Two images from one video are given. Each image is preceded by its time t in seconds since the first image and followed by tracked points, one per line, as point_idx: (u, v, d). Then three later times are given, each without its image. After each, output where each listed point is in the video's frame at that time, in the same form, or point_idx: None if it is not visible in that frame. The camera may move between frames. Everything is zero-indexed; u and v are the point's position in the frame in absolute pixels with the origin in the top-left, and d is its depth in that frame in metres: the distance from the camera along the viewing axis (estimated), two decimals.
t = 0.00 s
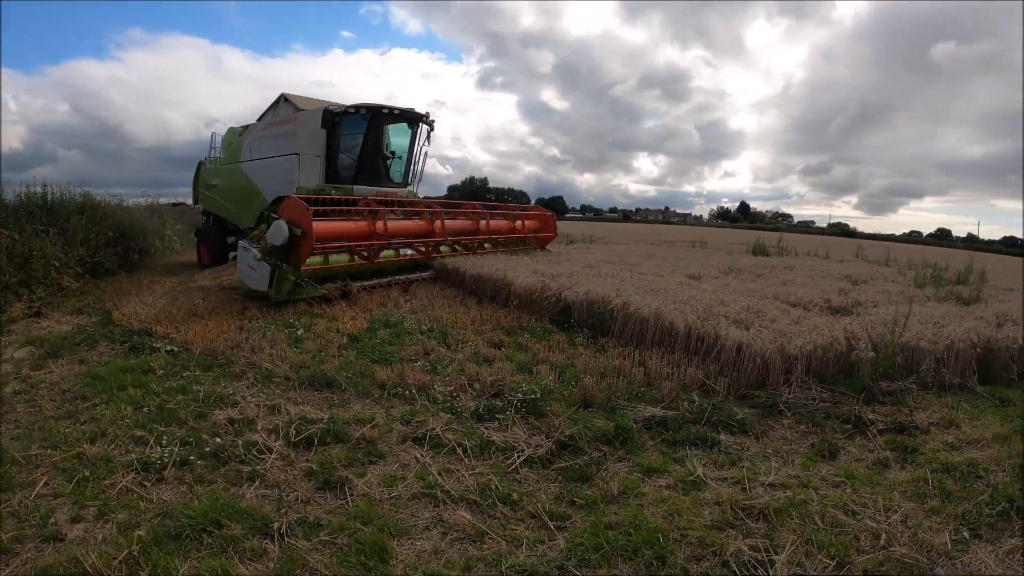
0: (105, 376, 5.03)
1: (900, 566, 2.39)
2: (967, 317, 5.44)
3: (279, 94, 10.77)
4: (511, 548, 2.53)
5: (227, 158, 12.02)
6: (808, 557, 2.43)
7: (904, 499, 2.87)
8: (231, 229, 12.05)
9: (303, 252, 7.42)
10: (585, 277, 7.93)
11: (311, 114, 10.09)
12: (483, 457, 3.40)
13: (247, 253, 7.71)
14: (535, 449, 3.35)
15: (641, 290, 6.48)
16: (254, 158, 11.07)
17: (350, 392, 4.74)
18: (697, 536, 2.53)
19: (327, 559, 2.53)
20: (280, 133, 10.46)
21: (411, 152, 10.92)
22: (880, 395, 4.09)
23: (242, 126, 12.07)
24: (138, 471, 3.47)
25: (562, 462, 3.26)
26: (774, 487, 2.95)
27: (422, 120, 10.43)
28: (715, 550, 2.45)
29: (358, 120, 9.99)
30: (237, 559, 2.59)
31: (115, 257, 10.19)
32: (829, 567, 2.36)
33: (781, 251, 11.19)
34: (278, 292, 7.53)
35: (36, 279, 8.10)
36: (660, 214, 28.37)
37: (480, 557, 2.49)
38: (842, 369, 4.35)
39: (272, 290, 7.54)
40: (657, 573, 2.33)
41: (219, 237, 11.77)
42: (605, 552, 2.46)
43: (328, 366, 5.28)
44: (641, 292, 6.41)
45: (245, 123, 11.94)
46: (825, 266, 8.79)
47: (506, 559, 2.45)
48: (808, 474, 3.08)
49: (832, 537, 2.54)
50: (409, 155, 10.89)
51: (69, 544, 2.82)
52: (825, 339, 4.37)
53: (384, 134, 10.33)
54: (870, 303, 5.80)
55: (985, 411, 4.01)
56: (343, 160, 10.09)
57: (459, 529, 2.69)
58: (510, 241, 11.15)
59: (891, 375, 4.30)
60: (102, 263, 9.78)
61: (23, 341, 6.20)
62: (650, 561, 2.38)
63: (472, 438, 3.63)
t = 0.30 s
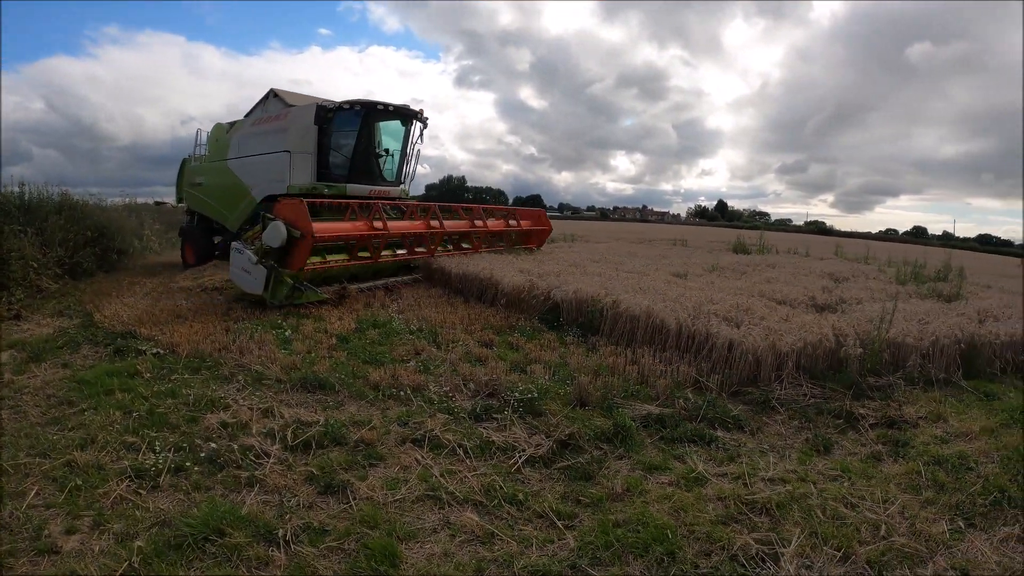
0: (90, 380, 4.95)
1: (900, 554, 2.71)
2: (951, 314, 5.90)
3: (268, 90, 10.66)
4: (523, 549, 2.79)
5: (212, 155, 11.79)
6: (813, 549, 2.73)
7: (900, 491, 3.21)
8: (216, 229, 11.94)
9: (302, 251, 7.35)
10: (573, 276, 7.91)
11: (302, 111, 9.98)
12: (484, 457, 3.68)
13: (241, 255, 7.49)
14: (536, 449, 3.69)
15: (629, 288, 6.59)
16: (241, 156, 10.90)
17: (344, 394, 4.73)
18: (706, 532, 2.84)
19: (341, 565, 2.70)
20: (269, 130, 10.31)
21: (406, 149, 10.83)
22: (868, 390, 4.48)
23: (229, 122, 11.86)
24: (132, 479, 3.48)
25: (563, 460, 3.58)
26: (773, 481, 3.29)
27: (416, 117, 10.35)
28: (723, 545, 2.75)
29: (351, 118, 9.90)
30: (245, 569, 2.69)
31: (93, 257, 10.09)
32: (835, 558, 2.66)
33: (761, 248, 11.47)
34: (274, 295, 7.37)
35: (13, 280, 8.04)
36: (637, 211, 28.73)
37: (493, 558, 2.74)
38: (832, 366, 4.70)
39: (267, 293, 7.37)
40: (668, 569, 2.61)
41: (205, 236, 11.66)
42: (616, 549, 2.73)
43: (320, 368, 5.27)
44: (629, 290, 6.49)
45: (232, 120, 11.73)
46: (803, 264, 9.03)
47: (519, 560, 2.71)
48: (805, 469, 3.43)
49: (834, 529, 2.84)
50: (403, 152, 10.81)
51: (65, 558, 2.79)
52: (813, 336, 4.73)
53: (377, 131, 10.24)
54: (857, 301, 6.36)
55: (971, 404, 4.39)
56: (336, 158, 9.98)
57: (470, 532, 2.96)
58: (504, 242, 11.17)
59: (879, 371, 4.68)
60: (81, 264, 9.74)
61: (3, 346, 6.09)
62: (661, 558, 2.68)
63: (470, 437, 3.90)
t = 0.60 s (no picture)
0: (76, 383, 4.91)
1: (893, 551, 2.74)
2: (938, 312, 6.04)
3: (262, 86, 10.53)
4: (517, 551, 2.79)
5: (203, 152, 11.63)
6: (807, 546, 2.76)
7: (891, 489, 3.26)
8: (207, 227, 11.84)
9: (300, 254, 7.16)
10: (561, 275, 7.84)
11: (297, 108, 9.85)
12: (476, 458, 3.68)
13: (236, 258, 7.26)
14: (529, 449, 3.69)
15: (617, 288, 6.61)
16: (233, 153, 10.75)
17: (334, 395, 4.69)
18: (699, 531, 2.86)
19: (335, 570, 2.70)
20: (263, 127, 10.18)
21: (403, 148, 10.75)
22: (856, 388, 4.55)
23: (220, 118, 11.69)
24: (120, 484, 3.48)
25: (556, 460, 3.59)
26: (765, 480, 3.33)
27: (414, 115, 10.28)
28: (717, 544, 2.77)
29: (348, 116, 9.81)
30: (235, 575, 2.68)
31: (77, 257, 10.08)
32: (827, 555, 2.70)
33: (747, 247, 11.57)
34: (271, 299, 7.14)
35: None
36: (623, 211, 28.82)
37: (488, 560, 2.74)
38: (820, 364, 4.76)
39: (264, 297, 7.13)
40: (663, 569, 2.62)
41: (195, 234, 11.57)
42: (611, 550, 2.74)
43: (308, 368, 5.23)
44: (617, 290, 6.50)
45: (224, 116, 11.57)
46: (789, 263, 9.13)
47: (514, 562, 2.71)
48: (796, 467, 3.46)
49: (827, 527, 2.87)
50: (400, 151, 10.74)
51: (54, 566, 2.78)
52: (801, 335, 4.80)
53: (375, 129, 10.16)
54: (844, 300, 6.45)
55: (958, 402, 4.48)
56: (331, 156, 9.88)
57: (463, 534, 2.95)
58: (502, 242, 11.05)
59: (865, 369, 4.75)
60: (65, 264, 9.73)
61: None
62: (657, 558, 2.69)
63: (461, 438, 3.89)
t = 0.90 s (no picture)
0: (63, 384, 4.83)
1: (885, 549, 2.75)
2: (927, 310, 6.10)
3: (259, 82, 10.42)
4: (509, 552, 2.76)
5: (199, 150, 11.49)
6: (799, 545, 2.75)
7: (882, 487, 3.26)
8: (201, 226, 11.73)
9: (307, 253, 6.95)
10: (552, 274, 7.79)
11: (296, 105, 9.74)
12: (467, 458, 3.64)
13: (238, 257, 7.09)
14: (520, 449, 3.67)
15: (607, 286, 6.59)
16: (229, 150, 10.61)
17: (323, 395, 4.64)
18: (692, 531, 2.85)
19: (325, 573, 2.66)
20: (260, 123, 10.06)
21: (403, 146, 10.67)
22: (846, 386, 4.56)
23: (217, 115, 11.55)
24: (108, 487, 3.42)
25: (547, 460, 3.56)
26: (757, 478, 3.32)
27: (414, 112, 10.20)
28: (710, 543, 2.76)
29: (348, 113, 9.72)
30: None
31: (65, 257, 9.95)
32: (820, 554, 2.70)
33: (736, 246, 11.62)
34: (274, 301, 7.01)
35: None
36: (612, 210, 28.87)
37: (479, 562, 2.71)
38: (810, 363, 4.78)
39: (267, 299, 7.00)
40: (656, 569, 2.61)
41: (190, 233, 11.46)
42: (603, 550, 2.72)
43: (297, 368, 5.16)
44: (608, 289, 6.49)
45: (220, 113, 11.43)
46: (777, 262, 9.18)
47: (506, 563, 2.68)
48: (787, 466, 3.46)
49: (819, 525, 2.87)
50: (400, 148, 10.65)
51: (41, 570, 2.74)
52: (791, 334, 4.81)
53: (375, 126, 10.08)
54: (832, 298, 6.50)
55: (947, 400, 4.51)
56: (331, 153, 9.80)
57: (455, 535, 2.92)
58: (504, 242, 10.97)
59: (855, 367, 4.77)
60: (52, 264, 9.59)
61: None
62: (649, 558, 2.67)
63: (451, 438, 3.85)
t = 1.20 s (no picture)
0: (49, 386, 4.73)
1: (876, 550, 2.73)
2: (917, 309, 6.12)
3: (256, 78, 10.28)
4: (499, 556, 2.72)
5: (194, 147, 11.35)
6: (790, 546, 2.73)
7: (873, 487, 3.25)
8: (195, 226, 11.62)
9: (311, 253, 6.77)
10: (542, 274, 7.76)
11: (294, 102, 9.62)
12: (456, 460, 3.59)
13: (239, 258, 6.91)
14: (509, 450, 3.63)
15: (597, 286, 6.56)
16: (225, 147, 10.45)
17: (311, 396, 4.57)
18: (682, 533, 2.82)
19: None
20: (258, 119, 9.91)
21: (404, 144, 10.54)
22: (836, 385, 4.56)
23: (212, 112, 11.41)
24: (94, 491, 3.35)
25: (536, 462, 3.52)
26: (748, 479, 3.30)
27: (415, 109, 10.07)
28: (700, 545, 2.73)
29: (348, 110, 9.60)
30: None
31: (54, 257, 9.84)
32: (811, 556, 2.68)
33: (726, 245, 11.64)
34: (277, 302, 6.87)
35: None
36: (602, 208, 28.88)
37: (468, 566, 2.66)
38: (799, 362, 4.78)
39: (270, 300, 6.86)
40: (646, 571, 2.58)
41: (184, 234, 11.40)
42: (593, 553, 2.69)
43: (286, 369, 5.09)
44: (598, 288, 6.46)
45: (215, 110, 11.28)
46: (767, 261, 9.20)
47: (495, 567, 2.64)
48: (778, 466, 3.45)
49: (810, 527, 2.85)
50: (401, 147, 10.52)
51: None
52: (782, 334, 4.80)
53: (376, 124, 9.95)
54: (822, 297, 6.51)
55: (938, 399, 4.52)
56: (331, 150, 9.67)
57: (443, 538, 2.87)
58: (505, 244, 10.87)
59: (844, 366, 4.77)
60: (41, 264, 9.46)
61: None
62: (639, 561, 2.64)
63: (440, 440, 3.80)
